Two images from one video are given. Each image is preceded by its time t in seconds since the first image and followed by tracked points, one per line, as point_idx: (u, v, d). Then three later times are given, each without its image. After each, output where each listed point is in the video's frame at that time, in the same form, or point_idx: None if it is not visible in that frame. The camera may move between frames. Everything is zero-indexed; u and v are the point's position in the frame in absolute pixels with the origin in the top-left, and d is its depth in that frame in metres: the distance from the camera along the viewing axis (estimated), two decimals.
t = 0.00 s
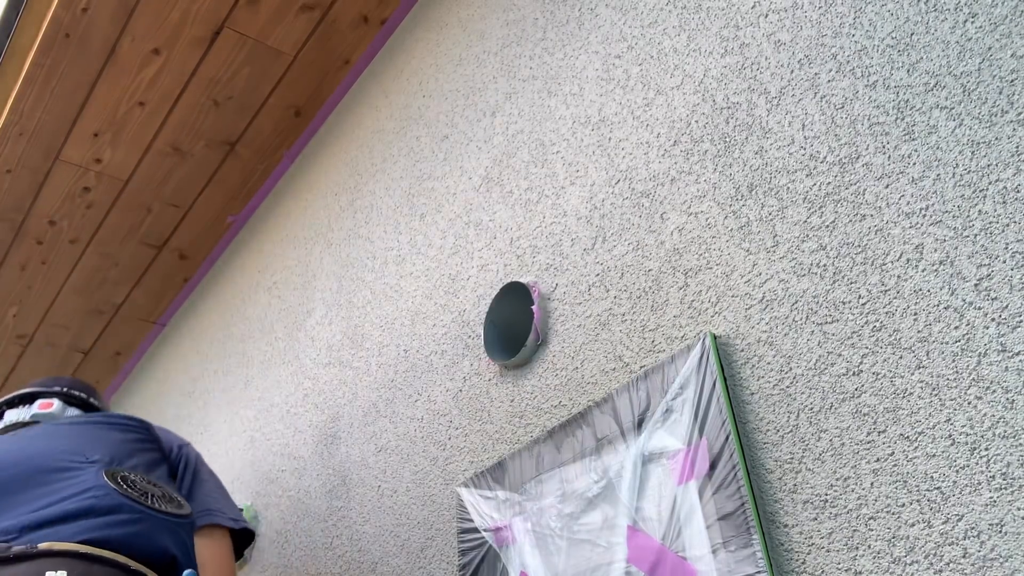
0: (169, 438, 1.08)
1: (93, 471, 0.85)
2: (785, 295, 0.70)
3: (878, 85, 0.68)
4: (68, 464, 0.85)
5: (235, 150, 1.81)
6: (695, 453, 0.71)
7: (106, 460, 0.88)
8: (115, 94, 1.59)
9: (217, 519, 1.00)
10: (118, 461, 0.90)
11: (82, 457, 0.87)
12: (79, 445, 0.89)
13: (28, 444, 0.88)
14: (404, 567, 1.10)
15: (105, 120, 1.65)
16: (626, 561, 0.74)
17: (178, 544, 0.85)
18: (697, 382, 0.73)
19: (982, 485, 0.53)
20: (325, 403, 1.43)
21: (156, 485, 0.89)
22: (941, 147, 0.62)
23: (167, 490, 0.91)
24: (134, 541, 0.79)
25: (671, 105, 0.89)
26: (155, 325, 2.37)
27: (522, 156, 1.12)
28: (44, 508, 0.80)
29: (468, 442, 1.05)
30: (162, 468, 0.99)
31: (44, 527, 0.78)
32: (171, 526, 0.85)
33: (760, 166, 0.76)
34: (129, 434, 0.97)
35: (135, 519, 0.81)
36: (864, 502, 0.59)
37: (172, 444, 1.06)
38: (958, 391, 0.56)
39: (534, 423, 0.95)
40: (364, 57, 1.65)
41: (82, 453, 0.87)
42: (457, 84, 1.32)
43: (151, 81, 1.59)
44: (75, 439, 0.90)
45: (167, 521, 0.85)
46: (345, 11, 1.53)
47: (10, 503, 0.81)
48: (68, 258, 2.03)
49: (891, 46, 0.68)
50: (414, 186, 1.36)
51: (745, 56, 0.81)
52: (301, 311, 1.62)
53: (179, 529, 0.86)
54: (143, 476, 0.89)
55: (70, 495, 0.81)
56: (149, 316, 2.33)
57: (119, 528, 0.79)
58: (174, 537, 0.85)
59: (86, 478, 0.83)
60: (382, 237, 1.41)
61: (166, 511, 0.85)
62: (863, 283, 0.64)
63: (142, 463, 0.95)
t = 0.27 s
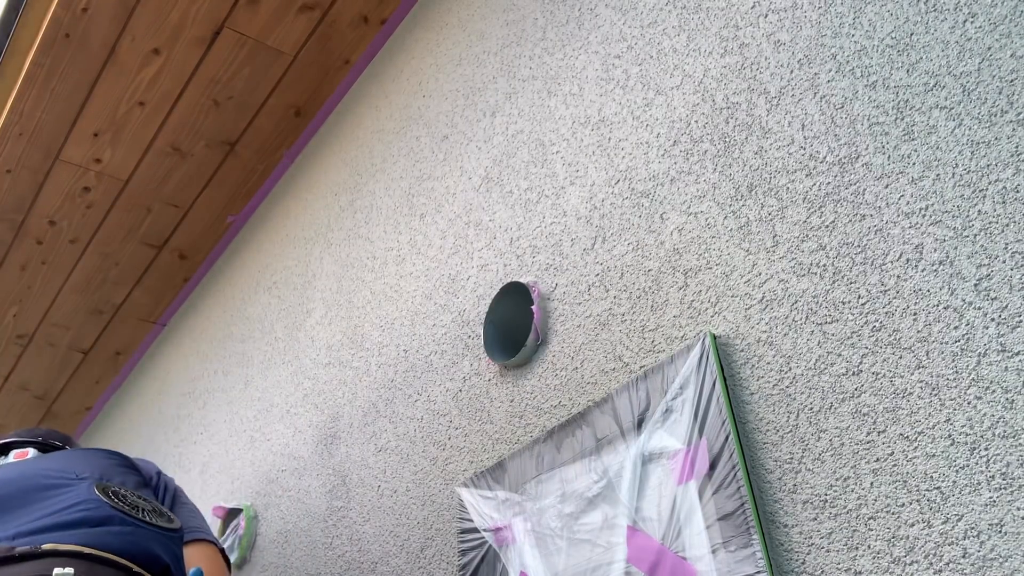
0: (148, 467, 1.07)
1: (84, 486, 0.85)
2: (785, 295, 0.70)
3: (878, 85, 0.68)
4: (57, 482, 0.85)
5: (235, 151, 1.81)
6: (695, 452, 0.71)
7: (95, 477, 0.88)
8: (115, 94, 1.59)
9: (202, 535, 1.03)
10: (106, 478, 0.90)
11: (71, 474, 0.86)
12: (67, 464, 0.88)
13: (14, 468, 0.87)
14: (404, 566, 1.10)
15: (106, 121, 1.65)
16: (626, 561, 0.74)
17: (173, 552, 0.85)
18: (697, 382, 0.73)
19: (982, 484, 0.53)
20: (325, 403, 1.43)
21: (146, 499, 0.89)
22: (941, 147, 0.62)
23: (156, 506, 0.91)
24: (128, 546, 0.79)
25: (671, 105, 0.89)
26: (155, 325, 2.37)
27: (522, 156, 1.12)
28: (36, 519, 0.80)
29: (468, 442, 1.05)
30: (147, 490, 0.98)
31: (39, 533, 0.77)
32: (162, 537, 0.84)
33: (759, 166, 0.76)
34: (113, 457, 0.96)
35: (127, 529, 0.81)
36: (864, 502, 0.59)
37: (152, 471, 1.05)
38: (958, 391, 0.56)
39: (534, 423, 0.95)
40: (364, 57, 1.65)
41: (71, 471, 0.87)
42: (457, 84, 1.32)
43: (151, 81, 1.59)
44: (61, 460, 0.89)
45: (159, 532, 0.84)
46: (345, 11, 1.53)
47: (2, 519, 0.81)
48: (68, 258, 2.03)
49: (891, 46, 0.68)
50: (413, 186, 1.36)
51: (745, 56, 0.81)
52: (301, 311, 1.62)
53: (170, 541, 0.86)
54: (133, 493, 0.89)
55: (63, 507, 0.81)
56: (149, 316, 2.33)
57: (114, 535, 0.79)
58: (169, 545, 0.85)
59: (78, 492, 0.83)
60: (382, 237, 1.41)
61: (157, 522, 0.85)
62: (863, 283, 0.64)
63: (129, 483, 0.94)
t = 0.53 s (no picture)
0: (159, 447, 1.06)
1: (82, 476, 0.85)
2: (785, 295, 0.70)
3: (878, 85, 0.68)
4: (53, 473, 0.85)
5: (235, 151, 1.81)
6: (695, 452, 0.71)
7: (92, 466, 0.88)
8: (115, 94, 1.59)
9: (200, 524, 0.97)
10: (105, 465, 0.90)
11: (67, 464, 0.87)
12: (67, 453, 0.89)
13: (14, 457, 0.88)
14: (404, 567, 1.10)
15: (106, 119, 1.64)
16: (626, 561, 0.74)
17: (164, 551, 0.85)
18: (697, 382, 0.73)
19: (982, 485, 0.53)
20: (325, 404, 1.43)
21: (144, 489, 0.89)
22: (941, 147, 0.62)
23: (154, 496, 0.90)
24: (116, 545, 0.80)
25: (671, 105, 0.89)
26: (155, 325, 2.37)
27: (522, 156, 1.12)
28: (29, 513, 0.80)
29: (468, 442, 1.05)
30: (151, 475, 0.98)
31: (28, 530, 0.78)
32: (153, 533, 0.84)
33: (759, 166, 0.76)
34: (116, 442, 0.96)
35: (117, 526, 0.81)
36: (864, 502, 0.59)
37: (162, 452, 1.05)
38: (958, 391, 0.56)
39: (534, 423, 0.95)
40: (364, 57, 1.65)
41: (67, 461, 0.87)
42: (457, 84, 1.32)
43: (151, 81, 1.59)
44: (60, 449, 0.90)
45: (150, 528, 0.84)
46: (345, 11, 1.53)
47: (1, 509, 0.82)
48: (68, 258, 2.03)
49: (891, 46, 0.68)
50: (413, 186, 1.36)
51: (745, 56, 0.81)
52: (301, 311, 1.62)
53: (162, 537, 0.85)
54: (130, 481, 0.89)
55: (56, 500, 0.81)
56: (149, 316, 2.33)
57: (103, 533, 0.79)
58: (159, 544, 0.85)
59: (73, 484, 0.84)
60: (382, 237, 1.41)
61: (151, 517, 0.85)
62: (863, 283, 0.64)
63: (130, 469, 0.94)
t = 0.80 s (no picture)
0: (174, 436, 1.06)
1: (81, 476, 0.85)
2: (785, 295, 0.70)
3: (878, 85, 0.68)
4: (57, 465, 0.86)
5: (235, 151, 1.81)
6: (695, 452, 0.71)
7: (96, 460, 0.89)
8: (116, 94, 1.59)
9: (206, 531, 0.97)
10: (109, 460, 0.90)
11: (71, 458, 0.87)
12: (72, 446, 0.90)
13: (18, 446, 0.89)
14: (404, 567, 1.10)
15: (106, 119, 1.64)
16: (626, 561, 0.74)
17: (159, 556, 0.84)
18: (697, 381, 0.73)
19: (982, 485, 0.53)
20: (325, 404, 1.43)
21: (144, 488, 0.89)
22: (941, 147, 0.62)
23: (156, 494, 0.91)
24: (110, 551, 0.79)
25: (671, 105, 0.89)
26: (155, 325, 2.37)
27: (522, 156, 1.12)
28: (23, 515, 0.80)
29: (468, 442, 1.05)
30: (158, 469, 0.98)
31: (21, 534, 0.77)
32: (147, 539, 0.84)
33: (759, 166, 0.76)
34: (122, 434, 0.97)
35: (113, 532, 0.80)
36: (864, 502, 0.59)
37: (173, 443, 1.05)
38: (958, 391, 0.56)
39: (534, 423, 0.95)
40: (364, 57, 1.65)
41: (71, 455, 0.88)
42: (457, 84, 1.32)
43: (152, 81, 1.59)
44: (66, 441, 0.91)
45: (145, 533, 0.84)
46: (345, 10, 1.53)
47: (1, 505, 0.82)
48: (68, 258, 2.03)
49: (891, 46, 0.68)
50: (413, 186, 1.36)
51: (745, 56, 0.81)
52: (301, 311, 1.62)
53: (156, 542, 0.85)
54: (132, 476, 0.89)
55: (52, 502, 0.81)
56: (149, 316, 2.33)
57: (98, 539, 0.79)
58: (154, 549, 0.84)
59: (70, 485, 0.83)
60: (382, 237, 1.41)
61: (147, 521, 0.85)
62: (863, 283, 0.64)
63: (135, 463, 0.94)
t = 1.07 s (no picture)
0: (179, 432, 1.06)
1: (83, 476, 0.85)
2: (785, 295, 0.70)
3: (878, 85, 0.68)
4: (59, 465, 0.86)
5: (235, 151, 1.81)
6: (695, 452, 0.71)
7: (99, 460, 0.89)
8: (115, 94, 1.59)
9: (210, 528, 0.97)
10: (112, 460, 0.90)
11: (73, 457, 0.87)
12: (75, 445, 0.89)
13: (21, 446, 0.89)
14: (404, 567, 1.10)
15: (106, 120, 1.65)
16: (626, 561, 0.74)
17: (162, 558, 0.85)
18: (697, 382, 0.73)
19: (982, 484, 0.53)
20: (325, 404, 1.43)
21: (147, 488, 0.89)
22: (941, 147, 0.62)
23: (160, 493, 0.91)
24: (113, 554, 0.79)
25: (670, 105, 0.89)
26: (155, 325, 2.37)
27: (522, 156, 1.12)
28: (23, 516, 0.79)
29: (468, 442, 1.05)
30: (162, 466, 0.98)
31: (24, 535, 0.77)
32: (150, 542, 0.84)
33: (759, 166, 0.76)
34: (125, 432, 0.97)
35: (115, 535, 0.80)
36: (864, 502, 0.59)
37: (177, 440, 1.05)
38: (958, 391, 0.56)
39: (534, 423, 0.95)
40: (364, 57, 1.65)
41: (73, 454, 0.88)
42: (457, 84, 1.32)
43: (152, 81, 1.59)
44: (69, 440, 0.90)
45: (147, 536, 0.84)
46: (345, 11, 1.53)
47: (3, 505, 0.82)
48: (68, 258, 2.03)
49: (891, 46, 0.68)
50: (413, 186, 1.36)
51: (745, 56, 0.81)
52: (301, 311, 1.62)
53: (159, 544, 0.85)
54: (136, 475, 0.89)
55: (53, 502, 0.81)
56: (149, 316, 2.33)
57: (100, 542, 0.79)
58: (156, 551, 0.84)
59: (72, 485, 0.83)
60: (382, 237, 1.41)
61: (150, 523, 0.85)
62: (863, 283, 0.64)
63: (139, 461, 0.94)
